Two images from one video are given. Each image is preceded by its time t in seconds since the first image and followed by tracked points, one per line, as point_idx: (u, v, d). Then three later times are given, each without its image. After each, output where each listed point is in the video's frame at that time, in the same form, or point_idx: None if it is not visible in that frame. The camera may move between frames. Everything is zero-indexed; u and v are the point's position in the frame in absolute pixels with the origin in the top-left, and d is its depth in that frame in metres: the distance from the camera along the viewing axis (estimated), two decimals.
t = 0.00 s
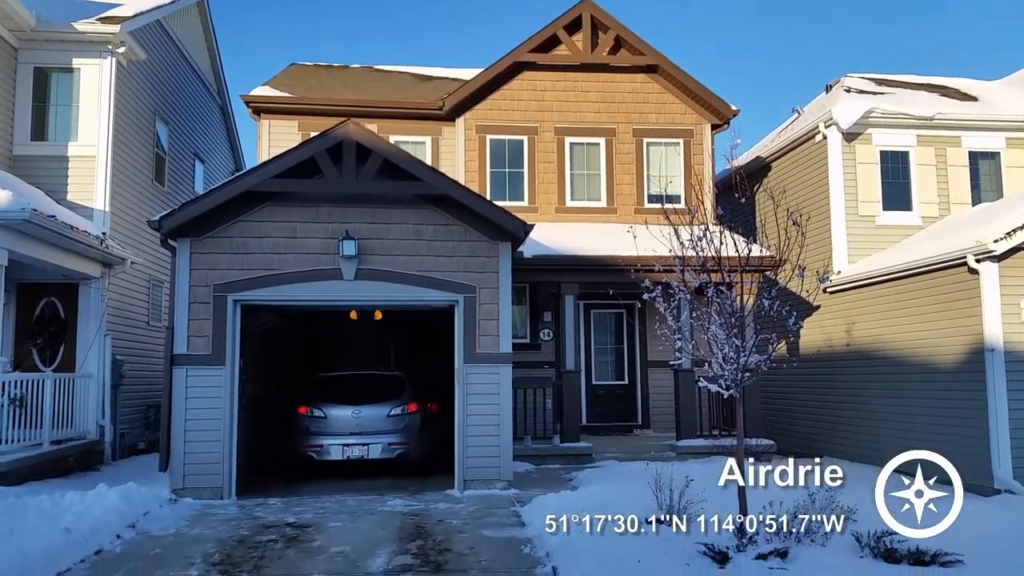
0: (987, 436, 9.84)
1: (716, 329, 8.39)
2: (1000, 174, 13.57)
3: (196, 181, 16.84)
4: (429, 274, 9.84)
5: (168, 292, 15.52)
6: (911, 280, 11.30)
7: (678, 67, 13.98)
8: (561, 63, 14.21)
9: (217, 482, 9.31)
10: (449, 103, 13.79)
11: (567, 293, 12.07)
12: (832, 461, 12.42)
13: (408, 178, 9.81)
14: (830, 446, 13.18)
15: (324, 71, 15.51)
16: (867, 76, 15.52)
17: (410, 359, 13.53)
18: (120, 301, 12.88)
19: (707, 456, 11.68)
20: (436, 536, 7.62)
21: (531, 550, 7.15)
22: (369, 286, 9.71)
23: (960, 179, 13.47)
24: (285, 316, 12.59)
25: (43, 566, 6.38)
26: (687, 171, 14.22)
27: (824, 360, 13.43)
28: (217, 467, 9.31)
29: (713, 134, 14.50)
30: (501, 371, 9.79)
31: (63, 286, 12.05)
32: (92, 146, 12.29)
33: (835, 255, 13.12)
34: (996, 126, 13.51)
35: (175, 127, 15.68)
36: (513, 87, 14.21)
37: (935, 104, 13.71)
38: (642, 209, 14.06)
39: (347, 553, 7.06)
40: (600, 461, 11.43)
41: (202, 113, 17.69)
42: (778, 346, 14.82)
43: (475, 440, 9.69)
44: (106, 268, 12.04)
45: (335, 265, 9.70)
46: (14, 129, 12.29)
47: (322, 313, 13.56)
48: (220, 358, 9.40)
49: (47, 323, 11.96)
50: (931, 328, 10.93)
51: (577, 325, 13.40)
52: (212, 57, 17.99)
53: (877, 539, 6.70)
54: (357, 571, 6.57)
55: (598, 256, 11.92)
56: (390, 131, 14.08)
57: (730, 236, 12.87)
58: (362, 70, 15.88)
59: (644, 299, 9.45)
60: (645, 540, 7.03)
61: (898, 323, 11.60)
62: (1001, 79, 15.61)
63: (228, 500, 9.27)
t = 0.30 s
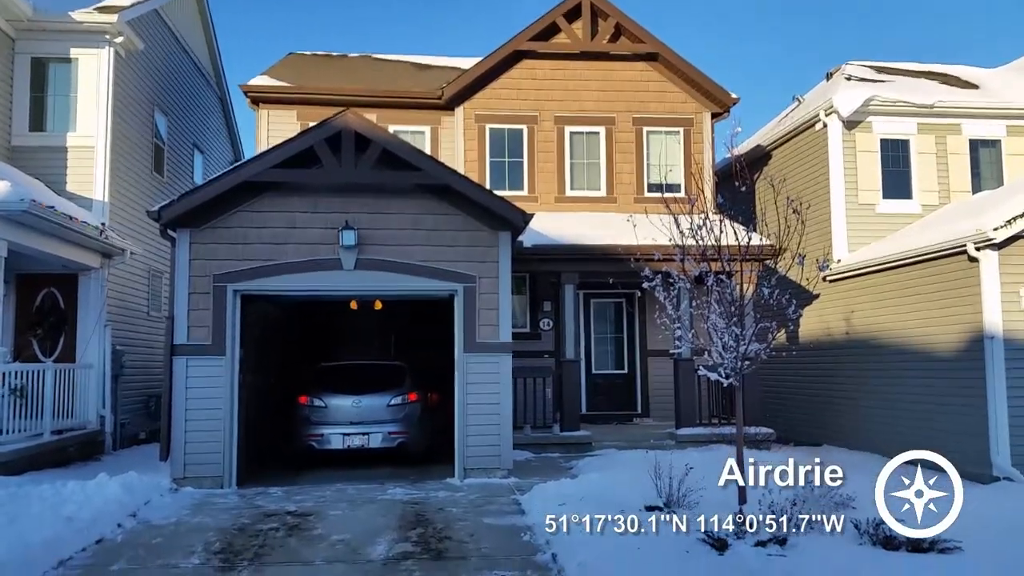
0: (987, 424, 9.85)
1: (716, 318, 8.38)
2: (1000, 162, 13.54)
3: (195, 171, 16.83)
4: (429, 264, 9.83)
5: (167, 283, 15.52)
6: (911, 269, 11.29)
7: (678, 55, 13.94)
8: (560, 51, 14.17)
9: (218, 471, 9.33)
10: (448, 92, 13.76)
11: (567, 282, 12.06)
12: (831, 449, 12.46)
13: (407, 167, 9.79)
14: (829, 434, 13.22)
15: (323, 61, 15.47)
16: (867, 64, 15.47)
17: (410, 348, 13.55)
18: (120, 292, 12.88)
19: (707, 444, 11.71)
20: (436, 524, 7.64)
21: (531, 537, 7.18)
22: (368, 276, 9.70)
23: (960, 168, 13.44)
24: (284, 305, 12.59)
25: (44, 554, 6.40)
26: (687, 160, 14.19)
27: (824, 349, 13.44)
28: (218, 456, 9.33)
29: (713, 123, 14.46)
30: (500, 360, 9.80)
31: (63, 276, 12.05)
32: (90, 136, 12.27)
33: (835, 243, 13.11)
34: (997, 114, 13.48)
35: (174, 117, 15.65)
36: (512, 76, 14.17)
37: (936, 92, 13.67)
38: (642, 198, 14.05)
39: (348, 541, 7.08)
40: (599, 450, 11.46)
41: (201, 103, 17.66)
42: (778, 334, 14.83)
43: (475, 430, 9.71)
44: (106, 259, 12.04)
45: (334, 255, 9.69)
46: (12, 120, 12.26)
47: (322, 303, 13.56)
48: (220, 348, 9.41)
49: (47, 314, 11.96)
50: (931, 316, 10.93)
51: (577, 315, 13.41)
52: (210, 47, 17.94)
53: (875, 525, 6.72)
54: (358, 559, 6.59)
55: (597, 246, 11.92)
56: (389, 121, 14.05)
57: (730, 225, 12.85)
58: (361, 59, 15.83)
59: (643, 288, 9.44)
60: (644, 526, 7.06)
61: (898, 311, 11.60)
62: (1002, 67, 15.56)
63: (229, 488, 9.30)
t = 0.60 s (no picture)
0: (982, 407, 9.91)
1: (713, 300, 8.39)
2: (999, 145, 13.52)
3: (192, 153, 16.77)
4: (427, 247, 9.82)
5: (165, 265, 15.51)
6: (909, 251, 11.30)
7: (678, 36, 13.87)
8: (559, 32, 14.10)
9: (217, 453, 9.37)
10: (446, 73, 13.69)
11: (565, 265, 12.06)
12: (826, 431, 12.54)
13: (405, 149, 9.77)
14: (825, 416, 13.29)
15: (319, 41, 15.37)
16: (866, 46, 15.41)
17: (408, 330, 13.59)
18: (117, 274, 12.86)
19: (703, 427, 11.76)
20: (434, 505, 7.69)
21: (528, 518, 7.23)
22: (366, 259, 9.70)
23: (959, 151, 13.42)
24: (282, 287, 12.59)
25: (43, 535, 6.44)
26: (686, 143, 14.15)
27: (821, 332, 13.48)
28: (217, 438, 9.37)
29: (711, 105, 14.42)
30: (498, 342, 9.82)
31: (60, 258, 12.03)
32: (86, 117, 12.21)
33: (832, 226, 13.11)
34: (996, 96, 13.44)
35: (170, 98, 15.57)
36: (510, 58, 14.10)
37: (935, 74, 13.62)
38: (640, 180, 14.03)
39: (346, 522, 7.13)
40: (596, 432, 11.52)
41: (197, 84, 17.57)
42: (774, 317, 14.87)
43: (473, 412, 9.75)
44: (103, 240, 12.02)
45: (332, 237, 9.68)
46: (8, 101, 12.19)
47: (319, 285, 13.57)
48: (217, 330, 9.42)
49: (44, 296, 11.95)
50: (928, 299, 10.95)
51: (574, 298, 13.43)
52: (206, 27, 17.82)
53: (871, 507, 6.78)
54: (356, 540, 6.64)
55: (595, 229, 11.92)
56: (387, 102, 13.99)
57: (729, 208, 12.84)
58: (357, 39, 15.74)
59: (640, 271, 9.44)
60: (641, 507, 7.11)
61: (894, 294, 11.63)
62: (1001, 49, 15.51)
63: (228, 470, 9.34)
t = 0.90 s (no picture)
0: (987, 397, 9.89)
1: (718, 290, 8.37)
2: (1005, 134, 13.46)
3: (195, 143, 16.77)
4: (431, 237, 9.82)
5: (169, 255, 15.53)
6: (914, 241, 11.27)
7: (682, 25, 13.81)
8: (563, 22, 14.05)
9: (222, 442, 9.40)
10: (449, 63, 13.67)
11: (568, 256, 12.06)
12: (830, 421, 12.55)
13: (409, 139, 9.76)
14: (829, 406, 13.30)
15: (322, 31, 15.34)
16: (872, 35, 15.34)
17: (412, 320, 13.61)
18: (122, 264, 12.89)
19: (707, 416, 11.77)
20: (438, 494, 7.71)
21: (532, 507, 7.26)
22: (370, 249, 9.70)
23: (965, 140, 13.36)
24: (286, 277, 12.60)
25: (50, 524, 6.47)
26: (690, 132, 14.12)
27: (825, 321, 13.47)
28: (222, 428, 9.40)
29: (716, 94, 14.36)
30: (502, 332, 9.83)
31: (64, 249, 12.05)
32: (90, 108, 12.20)
33: (837, 216, 13.08)
34: (1002, 85, 13.37)
35: (173, 89, 15.55)
36: (514, 47, 14.05)
37: (941, 63, 13.55)
38: (644, 170, 14.00)
39: (352, 511, 7.15)
40: (600, 421, 11.54)
41: (201, 75, 17.55)
42: (779, 307, 14.86)
43: (477, 401, 9.76)
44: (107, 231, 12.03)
45: (336, 228, 9.68)
46: (11, 92, 12.17)
47: (323, 276, 13.58)
48: (222, 321, 9.44)
49: (49, 287, 11.98)
50: (933, 288, 10.91)
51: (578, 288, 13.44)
52: (209, 17, 17.78)
53: (875, 497, 6.78)
54: (361, 528, 6.67)
55: (600, 219, 11.91)
56: (390, 92, 13.97)
57: (733, 198, 12.81)
58: (361, 29, 15.69)
59: (645, 260, 9.42)
60: (645, 496, 7.13)
61: (899, 284, 11.60)
62: (1008, 37, 15.42)
63: (233, 459, 9.37)
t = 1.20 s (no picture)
0: (987, 388, 9.90)
1: (719, 281, 8.36)
2: (1007, 126, 13.44)
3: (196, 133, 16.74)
4: (431, 227, 9.81)
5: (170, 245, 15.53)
6: (915, 233, 11.25)
7: (684, 15, 13.76)
8: (564, 12, 14.00)
9: (223, 431, 9.42)
10: (450, 53, 13.63)
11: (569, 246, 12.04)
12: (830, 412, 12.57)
13: (410, 129, 9.74)
14: (830, 397, 13.31)
15: (323, 21, 15.29)
16: (875, 26, 15.28)
17: (413, 310, 13.61)
18: (122, 254, 12.88)
19: (707, 406, 11.79)
20: (439, 482, 7.73)
21: (533, 496, 7.27)
22: (371, 239, 9.69)
23: (967, 131, 13.33)
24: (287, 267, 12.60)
25: (52, 512, 6.49)
26: (692, 121, 14.10)
27: (826, 313, 13.47)
28: (223, 417, 9.42)
29: (718, 85, 14.32)
30: (503, 323, 9.83)
31: (64, 238, 12.03)
32: (90, 97, 12.18)
33: (839, 207, 13.07)
34: (1005, 76, 13.33)
35: (174, 78, 15.51)
36: (515, 37, 14.01)
37: (944, 53, 13.50)
38: (646, 160, 13.98)
39: (352, 500, 7.17)
40: (601, 411, 11.56)
41: (201, 64, 17.51)
42: (780, 298, 14.86)
43: (478, 391, 9.78)
44: (108, 220, 12.03)
45: (337, 218, 9.67)
46: (10, 82, 12.14)
47: (324, 265, 13.57)
48: (223, 310, 9.44)
49: (50, 276, 11.97)
50: (934, 280, 10.90)
51: (579, 279, 13.44)
52: (210, 7, 17.72)
53: (875, 486, 6.80)
54: (363, 516, 6.69)
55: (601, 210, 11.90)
56: (391, 82, 13.93)
57: (735, 189, 12.78)
58: (362, 19, 15.64)
59: (646, 250, 9.40)
60: (646, 485, 7.14)
61: (900, 276, 11.59)
62: (1011, 28, 15.37)
63: (234, 448, 9.40)
